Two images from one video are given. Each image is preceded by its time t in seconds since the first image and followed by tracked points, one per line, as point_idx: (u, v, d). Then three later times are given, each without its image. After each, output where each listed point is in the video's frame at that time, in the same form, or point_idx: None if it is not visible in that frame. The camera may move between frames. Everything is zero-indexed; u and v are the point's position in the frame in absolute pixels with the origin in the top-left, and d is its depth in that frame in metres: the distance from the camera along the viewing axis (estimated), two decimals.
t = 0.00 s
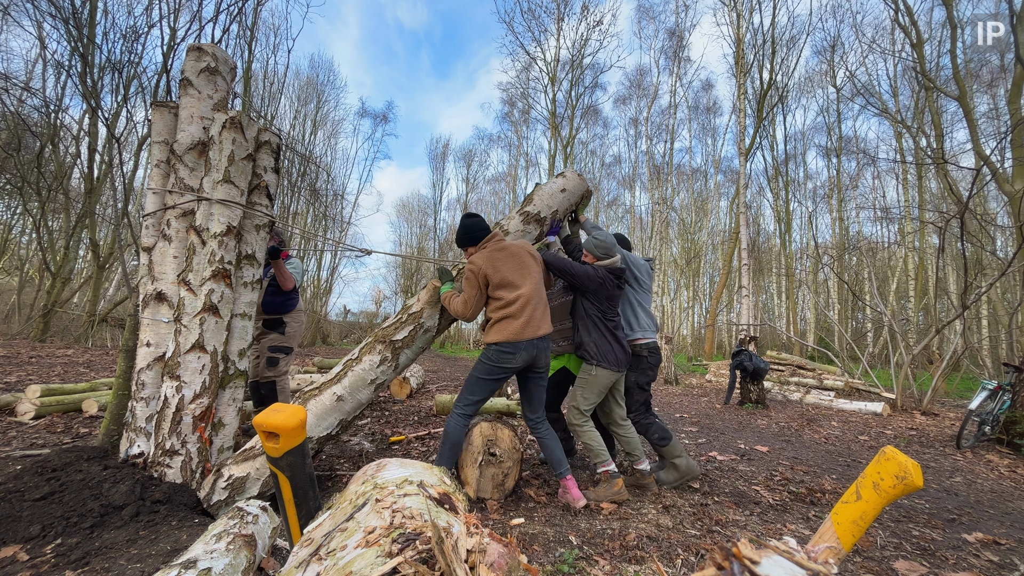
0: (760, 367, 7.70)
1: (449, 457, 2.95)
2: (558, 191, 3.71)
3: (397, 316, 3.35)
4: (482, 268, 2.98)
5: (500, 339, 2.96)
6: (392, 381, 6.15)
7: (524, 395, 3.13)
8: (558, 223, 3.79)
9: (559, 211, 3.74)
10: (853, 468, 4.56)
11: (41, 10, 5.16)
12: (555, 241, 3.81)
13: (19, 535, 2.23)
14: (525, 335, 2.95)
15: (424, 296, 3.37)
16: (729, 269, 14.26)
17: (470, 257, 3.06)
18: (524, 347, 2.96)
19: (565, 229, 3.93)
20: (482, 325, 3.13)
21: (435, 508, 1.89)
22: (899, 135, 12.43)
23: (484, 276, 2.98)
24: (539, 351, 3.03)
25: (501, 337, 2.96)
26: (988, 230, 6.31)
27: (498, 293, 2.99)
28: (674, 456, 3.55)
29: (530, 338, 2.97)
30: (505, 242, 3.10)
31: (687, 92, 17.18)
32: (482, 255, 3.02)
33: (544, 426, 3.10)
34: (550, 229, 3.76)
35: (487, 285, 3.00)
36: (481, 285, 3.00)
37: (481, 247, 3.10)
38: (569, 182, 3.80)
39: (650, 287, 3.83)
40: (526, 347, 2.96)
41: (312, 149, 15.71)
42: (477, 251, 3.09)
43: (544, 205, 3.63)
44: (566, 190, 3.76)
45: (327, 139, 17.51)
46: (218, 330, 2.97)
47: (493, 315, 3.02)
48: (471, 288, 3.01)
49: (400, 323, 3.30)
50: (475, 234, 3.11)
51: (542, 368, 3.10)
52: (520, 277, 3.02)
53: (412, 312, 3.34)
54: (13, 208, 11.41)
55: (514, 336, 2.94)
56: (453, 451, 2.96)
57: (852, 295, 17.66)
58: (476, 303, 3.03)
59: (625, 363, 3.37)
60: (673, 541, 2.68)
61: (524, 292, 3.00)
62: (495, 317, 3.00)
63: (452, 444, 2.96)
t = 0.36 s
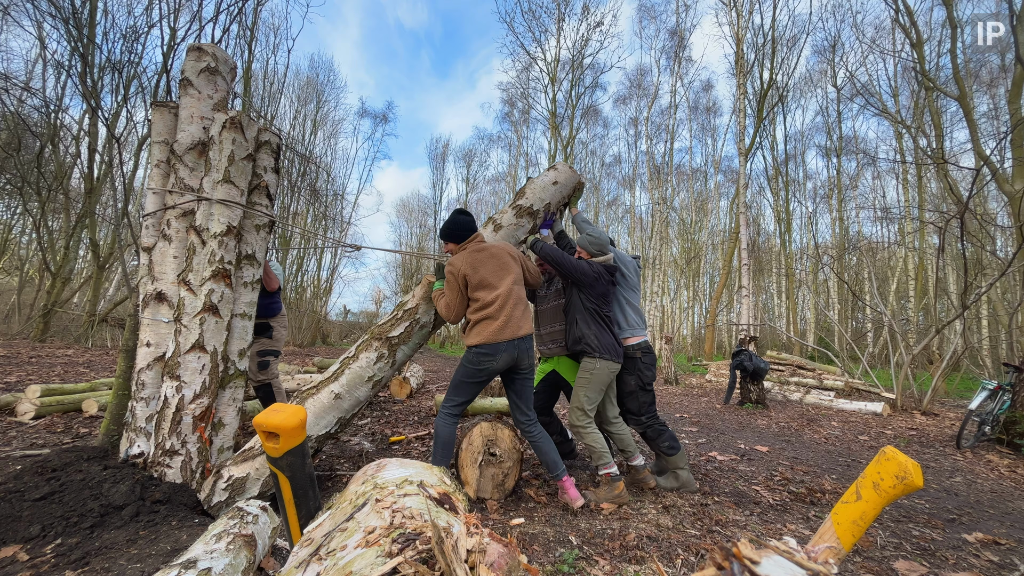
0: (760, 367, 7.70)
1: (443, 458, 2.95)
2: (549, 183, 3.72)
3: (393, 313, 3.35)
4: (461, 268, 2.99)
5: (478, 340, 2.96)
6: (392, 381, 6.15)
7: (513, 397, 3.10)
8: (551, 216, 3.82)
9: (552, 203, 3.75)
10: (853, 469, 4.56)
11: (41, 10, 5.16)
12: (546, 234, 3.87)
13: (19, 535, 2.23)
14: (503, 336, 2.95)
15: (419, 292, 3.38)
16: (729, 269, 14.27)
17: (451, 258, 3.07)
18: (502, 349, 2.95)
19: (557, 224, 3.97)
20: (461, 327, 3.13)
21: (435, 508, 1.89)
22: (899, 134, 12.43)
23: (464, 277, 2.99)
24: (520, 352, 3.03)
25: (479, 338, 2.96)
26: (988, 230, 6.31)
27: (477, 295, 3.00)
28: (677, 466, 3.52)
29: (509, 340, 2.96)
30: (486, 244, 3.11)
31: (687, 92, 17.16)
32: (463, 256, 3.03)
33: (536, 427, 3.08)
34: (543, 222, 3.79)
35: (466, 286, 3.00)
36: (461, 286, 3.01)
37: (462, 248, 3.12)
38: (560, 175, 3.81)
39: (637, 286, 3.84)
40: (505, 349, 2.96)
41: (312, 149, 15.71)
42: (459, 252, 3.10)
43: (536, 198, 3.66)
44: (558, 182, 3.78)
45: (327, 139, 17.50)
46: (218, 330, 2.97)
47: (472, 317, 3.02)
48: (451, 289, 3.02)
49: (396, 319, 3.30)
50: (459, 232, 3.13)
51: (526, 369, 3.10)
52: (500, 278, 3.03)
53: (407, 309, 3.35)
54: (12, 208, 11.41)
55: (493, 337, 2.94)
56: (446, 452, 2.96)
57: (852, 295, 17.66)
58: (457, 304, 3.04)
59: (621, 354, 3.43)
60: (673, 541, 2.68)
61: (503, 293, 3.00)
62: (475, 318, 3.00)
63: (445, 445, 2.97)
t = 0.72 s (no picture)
0: (760, 367, 7.70)
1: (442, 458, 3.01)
2: (542, 176, 3.68)
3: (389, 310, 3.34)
4: (430, 274, 2.99)
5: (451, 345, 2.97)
6: (391, 382, 6.16)
7: (503, 401, 3.08)
8: (544, 210, 3.78)
9: (545, 196, 3.71)
10: (853, 469, 4.56)
11: (41, 9, 5.16)
12: (542, 228, 3.84)
13: (18, 535, 2.23)
14: (476, 342, 2.94)
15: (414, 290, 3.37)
16: (729, 269, 14.27)
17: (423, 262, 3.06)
18: (475, 354, 2.95)
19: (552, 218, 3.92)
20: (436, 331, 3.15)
21: (435, 508, 1.89)
22: (900, 135, 12.43)
23: (435, 281, 2.98)
24: (495, 356, 2.99)
25: (452, 344, 2.96)
26: (988, 230, 6.30)
27: (450, 299, 2.99)
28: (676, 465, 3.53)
29: (482, 345, 2.96)
30: (460, 248, 3.10)
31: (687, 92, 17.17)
32: (434, 260, 3.02)
33: (533, 428, 3.09)
34: (537, 215, 3.76)
35: (438, 291, 3.00)
36: (433, 290, 3.00)
37: (436, 251, 3.10)
38: (553, 168, 3.76)
39: (632, 284, 3.81)
40: (478, 354, 2.95)
41: (312, 149, 15.71)
42: (431, 255, 3.09)
43: (529, 191, 3.63)
44: (552, 176, 3.73)
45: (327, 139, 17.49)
46: (218, 329, 2.97)
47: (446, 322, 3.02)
48: (423, 293, 3.03)
49: (392, 316, 3.29)
50: (433, 235, 3.09)
51: (505, 374, 3.03)
52: (473, 283, 3.03)
53: (403, 305, 3.34)
54: (12, 208, 11.41)
55: (466, 343, 2.94)
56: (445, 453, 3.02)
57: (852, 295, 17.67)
58: (430, 308, 3.06)
59: (612, 352, 3.41)
60: (674, 541, 2.68)
61: (476, 298, 3.00)
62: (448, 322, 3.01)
63: (442, 447, 3.02)
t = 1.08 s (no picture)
0: (760, 367, 7.69)
1: (441, 458, 3.01)
2: (539, 172, 3.67)
3: (386, 307, 3.33)
4: (431, 263, 3.01)
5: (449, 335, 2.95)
6: (391, 382, 6.16)
7: (495, 396, 3.08)
8: (541, 206, 3.80)
9: (541, 193, 3.71)
10: (853, 469, 4.56)
11: (41, 10, 5.17)
12: (539, 224, 3.89)
13: (18, 535, 2.23)
14: (474, 331, 2.93)
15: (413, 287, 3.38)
16: (729, 269, 14.28)
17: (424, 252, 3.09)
18: (473, 343, 2.93)
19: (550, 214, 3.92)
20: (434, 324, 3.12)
21: (435, 508, 1.89)
22: (899, 135, 12.43)
23: (434, 271, 2.99)
24: (493, 346, 2.99)
25: (450, 333, 2.94)
26: (988, 230, 6.30)
27: (449, 289, 2.99)
28: (669, 457, 3.51)
29: (481, 334, 2.94)
30: (460, 239, 3.12)
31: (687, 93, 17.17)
32: (435, 250, 3.05)
33: (517, 430, 3.05)
34: (533, 211, 3.77)
35: (438, 281, 3.01)
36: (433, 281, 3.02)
37: (436, 242, 3.12)
38: (550, 164, 3.74)
39: (622, 281, 3.83)
40: (476, 343, 2.94)
41: (312, 149, 15.71)
42: (431, 246, 3.11)
43: (525, 188, 3.62)
44: (548, 172, 3.72)
45: (327, 139, 17.49)
46: (218, 330, 2.97)
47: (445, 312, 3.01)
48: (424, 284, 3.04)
49: (390, 314, 3.28)
50: (432, 227, 3.13)
51: (504, 366, 3.04)
52: (473, 273, 3.03)
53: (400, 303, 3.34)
54: (12, 208, 11.42)
55: (464, 332, 2.92)
56: (444, 453, 3.02)
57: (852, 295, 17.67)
58: (430, 299, 3.07)
59: (606, 349, 3.42)
60: (674, 541, 2.68)
61: (475, 288, 2.99)
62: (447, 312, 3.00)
63: (440, 448, 3.01)
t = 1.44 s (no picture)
0: (760, 367, 7.69)
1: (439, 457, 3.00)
2: (527, 162, 3.65)
3: (378, 303, 3.33)
4: (420, 266, 2.98)
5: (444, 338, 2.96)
6: (391, 382, 6.16)
7: (490, 395, 3.09)
8: (530, 196, 3.77)
9: (530, 182, 3.69)
10: (853, 469, 4.56)
11: (41, 10, 5.17)
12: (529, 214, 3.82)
13: (18, 535, 2.23)
14: (469, 333, 2.93)
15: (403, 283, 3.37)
16: (729, 269, 14.28)
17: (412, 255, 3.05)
18: (469, 344, 2.95)
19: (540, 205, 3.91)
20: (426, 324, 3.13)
21: (435, 508, 1.89)
22: (899, 135, 12.42)
23: (424, 274, 2.97)
24: (488, 346, 3.00)
25: (445, 336, 2.95)
26: (988, 230, 6.30)
27: (440, 292, 2.98)
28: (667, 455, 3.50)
29: (476, 335, 2.95)
30: (447, 238, 3.08)
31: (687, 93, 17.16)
32: (422, 252, 3.01)
33: (512, 426, 3.06)
34: (523, 202, 3.75)
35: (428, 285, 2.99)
36: (423, 285, 3.00)
37: (423, 243, 3.09)
38: (538, 153, 3.72)
39: (608, 278, 3.84)
40: (472, 344, 2.95)
41: (312, 148, 15.71)
42: (419, 248, 3.08)
43: (514, 178, 3.60)
44: (536, 161, 3.69)
45: (327, 139, 17.49)
46: (218, 329, 2.97)
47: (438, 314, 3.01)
48: (413, 288, 3.02)
49: (382, 310, 3.29)
50: (419, 227, 3.09)
51: (497, 364, 3.05)
52: (463, 275, 3.02)
53: (392, 299, 3.35)
54: (12, 208, 11.43)
55: (459, 334, 2.93)
56: (441, 451, 3.01)
57: (852, 295, 17.67)
58: (420, 302, 3.06)
59: (597, 347, 3.42)
60: (674, 541, 2.68)
61: (466, 289, 2.99)
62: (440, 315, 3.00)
63: (437, 446, 3.01)
